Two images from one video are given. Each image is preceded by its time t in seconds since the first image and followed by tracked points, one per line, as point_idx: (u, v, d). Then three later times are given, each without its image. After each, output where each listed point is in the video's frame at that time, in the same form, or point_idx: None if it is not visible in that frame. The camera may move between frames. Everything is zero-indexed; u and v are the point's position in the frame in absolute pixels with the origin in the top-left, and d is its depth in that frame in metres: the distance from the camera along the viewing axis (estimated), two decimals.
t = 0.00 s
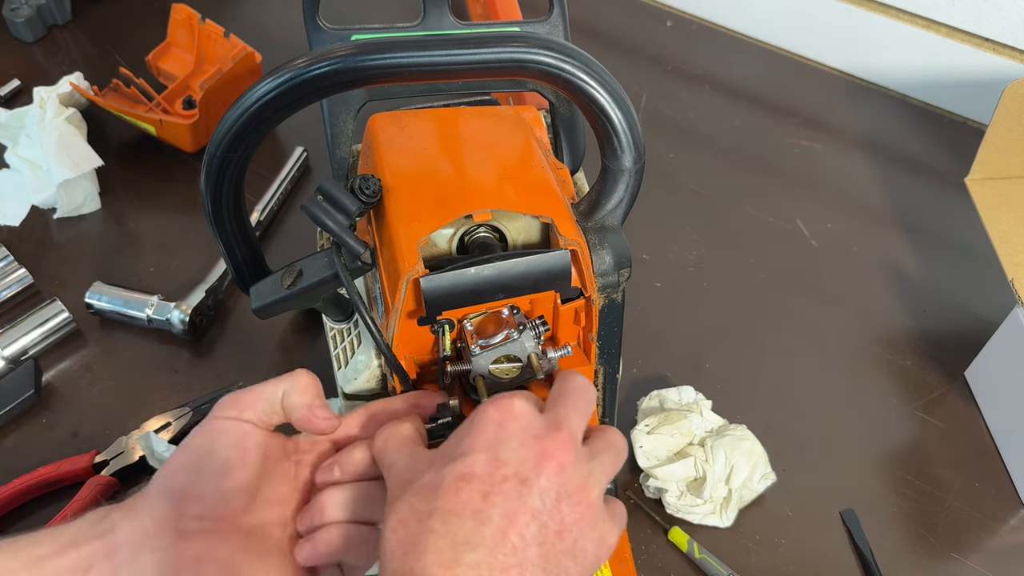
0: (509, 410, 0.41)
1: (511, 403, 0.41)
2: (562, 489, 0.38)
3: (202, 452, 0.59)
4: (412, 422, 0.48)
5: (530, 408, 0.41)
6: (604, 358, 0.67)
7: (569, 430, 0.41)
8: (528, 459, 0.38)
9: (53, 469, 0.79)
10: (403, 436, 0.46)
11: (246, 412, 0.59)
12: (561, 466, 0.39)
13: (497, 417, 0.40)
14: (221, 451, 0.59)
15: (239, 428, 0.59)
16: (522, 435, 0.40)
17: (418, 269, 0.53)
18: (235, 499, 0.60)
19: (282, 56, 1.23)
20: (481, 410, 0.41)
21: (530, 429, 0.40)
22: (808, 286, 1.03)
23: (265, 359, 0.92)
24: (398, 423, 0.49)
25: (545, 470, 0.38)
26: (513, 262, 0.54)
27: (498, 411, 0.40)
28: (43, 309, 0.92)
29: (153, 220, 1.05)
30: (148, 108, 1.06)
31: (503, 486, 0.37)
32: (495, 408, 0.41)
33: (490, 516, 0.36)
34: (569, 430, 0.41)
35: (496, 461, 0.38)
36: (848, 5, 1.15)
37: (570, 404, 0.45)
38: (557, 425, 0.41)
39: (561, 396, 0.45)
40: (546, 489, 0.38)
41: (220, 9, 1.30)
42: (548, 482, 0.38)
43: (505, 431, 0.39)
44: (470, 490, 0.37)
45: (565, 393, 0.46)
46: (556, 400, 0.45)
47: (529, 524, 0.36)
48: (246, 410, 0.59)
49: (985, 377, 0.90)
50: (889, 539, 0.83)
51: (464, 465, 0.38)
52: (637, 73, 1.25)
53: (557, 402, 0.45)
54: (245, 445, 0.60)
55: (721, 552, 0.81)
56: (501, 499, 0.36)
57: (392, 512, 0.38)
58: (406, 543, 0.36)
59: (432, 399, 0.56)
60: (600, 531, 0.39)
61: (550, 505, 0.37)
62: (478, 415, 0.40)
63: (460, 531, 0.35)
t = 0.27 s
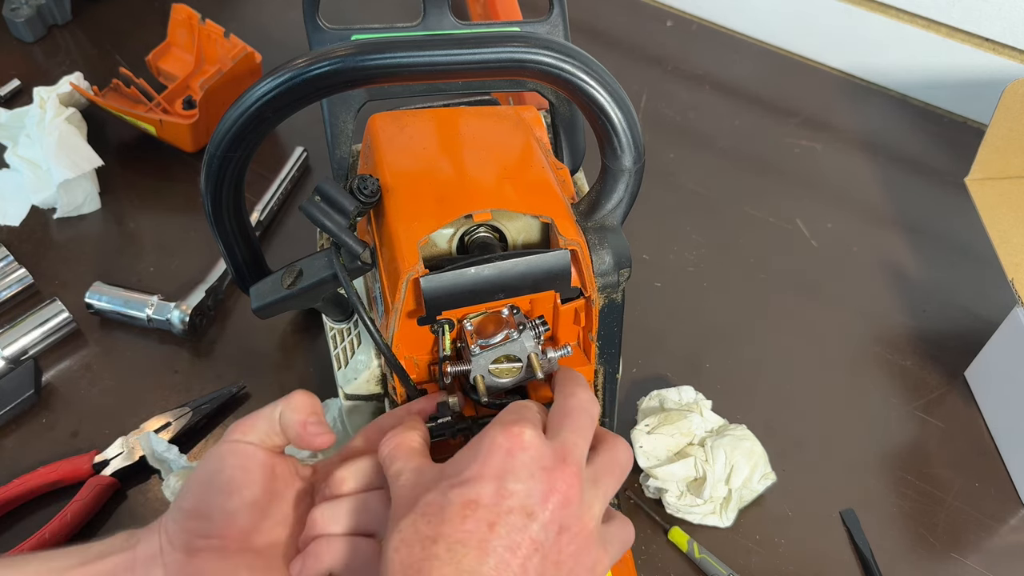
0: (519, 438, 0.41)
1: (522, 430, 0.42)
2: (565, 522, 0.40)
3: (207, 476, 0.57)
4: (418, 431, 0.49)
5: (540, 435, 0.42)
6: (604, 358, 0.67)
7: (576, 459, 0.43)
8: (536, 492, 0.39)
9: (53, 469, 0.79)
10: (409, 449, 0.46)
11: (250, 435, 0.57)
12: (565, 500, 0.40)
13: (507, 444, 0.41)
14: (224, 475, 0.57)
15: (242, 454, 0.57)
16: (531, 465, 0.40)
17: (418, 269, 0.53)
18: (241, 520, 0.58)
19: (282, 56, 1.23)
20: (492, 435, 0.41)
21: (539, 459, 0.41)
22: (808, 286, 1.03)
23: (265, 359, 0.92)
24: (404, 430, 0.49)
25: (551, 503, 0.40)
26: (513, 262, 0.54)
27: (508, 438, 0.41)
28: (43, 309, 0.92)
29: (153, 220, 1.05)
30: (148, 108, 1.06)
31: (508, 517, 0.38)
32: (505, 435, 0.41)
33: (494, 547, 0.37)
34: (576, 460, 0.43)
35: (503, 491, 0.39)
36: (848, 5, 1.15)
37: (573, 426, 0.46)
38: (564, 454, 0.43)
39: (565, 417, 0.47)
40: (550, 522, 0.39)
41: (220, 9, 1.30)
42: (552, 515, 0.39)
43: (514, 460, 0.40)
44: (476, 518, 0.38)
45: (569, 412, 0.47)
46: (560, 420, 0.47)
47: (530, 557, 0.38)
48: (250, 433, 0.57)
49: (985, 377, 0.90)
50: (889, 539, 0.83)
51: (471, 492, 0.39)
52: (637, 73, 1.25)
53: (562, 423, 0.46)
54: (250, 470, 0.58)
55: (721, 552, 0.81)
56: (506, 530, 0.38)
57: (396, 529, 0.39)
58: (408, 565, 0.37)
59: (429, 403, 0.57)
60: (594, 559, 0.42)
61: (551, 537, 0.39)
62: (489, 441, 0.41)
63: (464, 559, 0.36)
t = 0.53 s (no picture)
0: (517, 443, 0.42)
1: (520, 435, 0.42)
2: (558, 529, 0.40)
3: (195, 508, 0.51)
4: (421, 429, 0.48)
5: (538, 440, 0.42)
6: (604, 358, 0.67)
7: (573, 466, 0.43)
8: (530, 497, 0.40)
9: (53, 469, 0.78)
10: (413, 447, 0.46)
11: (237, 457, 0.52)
12: (560, 507, 0.40)
13: (504, 449, 0.41)
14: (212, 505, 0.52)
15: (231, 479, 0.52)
16: (528, 470, 0.41)
17: (418, 269, 0.53)
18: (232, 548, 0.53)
19: (282, 56, 1.23)
20: (490, 437, 0.42)
21: (536, 464, 0.41)
22: (808, 286, 1.03)
23: (265, 359, 0.92)
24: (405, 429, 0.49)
25: (545, 509, 0.40)
26: (513, 262, 0.54)
27: (505, 442, 0.41)
28: (43, 309, 0.92)
29: (153, 220, 1.05)
30: (148, 109, 1.06)
31: (502, 520, 0.38)
32: (502, 439, 0.42)
33: (486, 550, 0.37)
34: (572, 467, 0.43)
35: (498, 495, 0.39)
36: (848, 5, 1.15)
37: (572, 434, 0.46)
38: (562, 460, 0.43)
39: (564, 424, 0.47)
40: (543, 528, 0.39)
41: (220, 9, 1.30)
42: (545, 521, 0.40)
43: (511, 465, 0.40)
44: (469, 519, 0.38)
45: (568, 420, 0.47)
46: (559, 428, 0.47)
47: (521, 562, 0.38)
48: (239, 456, 0.52)
49: (985, 377, 0.90)
50: (889, 539, 0.83)
51: (467, 493, 0.39)
52: (637, 73, 1.25)
53: (560, 430, 0.46)
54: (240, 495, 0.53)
55: (721, 552, 0.81)
56: (499, 534, 0.38)
57: (390, 527, 0.39)
58: (400, 562, 0.36)
59: (429, 403, 0.56)
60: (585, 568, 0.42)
61: (543, 543, 0.39)
62: (486, 444, 0.41)
63: (456, 560, 0.36)
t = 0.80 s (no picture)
0: (513, 439, 0.42)
1: (516, 432, 0.42)
2: (555, 524, 0.40)
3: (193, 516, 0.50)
4: (421, 428, 0.48)
5: (534, 437, 0.43)
6: (604, 358, 0.67)
7: (569, 462, 0.43)
8: (527, 492, 0.40)
9: (53, 469, 0.78)
10: (412, 445, 0.46)
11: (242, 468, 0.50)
12: (556, 503, 0.41)
13: (501, 444, 0.41)
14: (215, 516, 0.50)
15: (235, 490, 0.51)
16: (524, 466, 0.41)
17: (418, 269, 0.53)
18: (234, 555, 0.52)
19: (282, 56, 1.23)
20: (487, 434, 0.42)
21: (533, 460, 0.41)
22: (808, 286, 1.03)
23: (266, 359, 0.92)
24: (406, 426, 0.48)
25: (541, 505, 0.40)
26: (513, 262, 0.54)
27: (502, 438, 0.41)
28: (43, 309, 0.92)
29: (153, 220, 1.05)
30: (148, 108, 1.06)
31: (498, 515, 0.38)
32: (499, 435, 0.42)
33: (482, 545, 0.37)
34: (569, 464, 0.43)
35: (494, 491, 0.39)
36: (848, 5, 1.15)
37: (569, 432, 0.46)
38: (558, 457, 0.43)
39: (561, 422, 0.47)
40: (539, 524, 0.39)
41: (220, 9, 1.30)
42: (542, 516, 0.40)
43: (508, 461, 0.41)
44: (466, 515, 0.38)
45: (565, 417, 0.47)
46: (557, 425, 0.47)
47: (517, 558, 0.38)
48: (243, 466, 0.50)
49: (985, 377, 0.90)
50: (889, 539, 0.83)
51: (464, 489, 0.39)
52: (637, 73, 1.25)
53: (558, 427, 0.46)
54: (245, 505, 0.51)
55: (721, 552, 0.81)
56: (495, 529, 0.38)
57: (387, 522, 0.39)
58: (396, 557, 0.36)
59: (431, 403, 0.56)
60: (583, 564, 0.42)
61: (540, 539, 0.39)
62: (483, 440, 0.41)
63: (452, 555, 0.36)
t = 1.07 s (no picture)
0: (529, 437, 0.41)
1: (532, 430, 0.42)
2: (562, 526, 0.40)
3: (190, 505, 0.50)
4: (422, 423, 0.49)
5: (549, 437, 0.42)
6: (604, 358, 0.67)
7: (579, 465, 0.43)
8: (540, 492, 0.39)
9: (53, 469, 0.78)
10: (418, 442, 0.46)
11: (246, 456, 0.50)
12: (566, 505, 0.40)
13: (517, 442, 0.41)
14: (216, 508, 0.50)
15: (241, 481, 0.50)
16: (538, 465, 0.40)
17: (418, 269, 0.53)
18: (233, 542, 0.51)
19: (283, 56, 1.23)
20: (502, 430, 0.41)
21: (547, 460, 0.41)
22: (808, 286, 1.03)
23: (266, 359, 0.92)
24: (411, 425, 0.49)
25: (553, 506, 0.40)
26: (513, 262, 0.54)
27: (518, 436, 0.41)
28: (43, 310, 0.92)
29: (153, 220, 1.05)
30: (148, 108, 1.06)
31: (510, 512, 0.38)
32: (515, 432, 0.41)
33: (492, 540, 0.36)
34: (579, 465, 0.43)
35: (508, 488, 0.39)
36: (848, 5, 1.15)
37: (577, 433, 0.46)
38: (570, 458, 0.43)
39: (569, 424, 0.47)
40: (549, 524, 0.39)
41: (220, 9, 1.30)
42: (552, 517, 0.39)
43: (523, 458, 0.40)
44: (478, 510, 0.37)
45: (573, 419, 0.47)
46: (565, 427, 0.47)
47: (526, 556, 0.37)
48: (245, 453, 0.49)
49: (985, 377, 0.90)
50: (889, 539, 0.83)
51: (477, 483, 0.38)
52: (637, 73, 1.25)
53: (567, 429, 0.46)
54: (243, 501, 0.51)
55: (721, 552, 0.81)
56: (507, 526, 0.37)
57: (394, 511, 0.38)
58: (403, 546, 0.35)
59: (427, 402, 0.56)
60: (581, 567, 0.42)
61: (547, 539, 0.39)
62: (499, 436, 0.41)
63: (463, 549, 0.35)
